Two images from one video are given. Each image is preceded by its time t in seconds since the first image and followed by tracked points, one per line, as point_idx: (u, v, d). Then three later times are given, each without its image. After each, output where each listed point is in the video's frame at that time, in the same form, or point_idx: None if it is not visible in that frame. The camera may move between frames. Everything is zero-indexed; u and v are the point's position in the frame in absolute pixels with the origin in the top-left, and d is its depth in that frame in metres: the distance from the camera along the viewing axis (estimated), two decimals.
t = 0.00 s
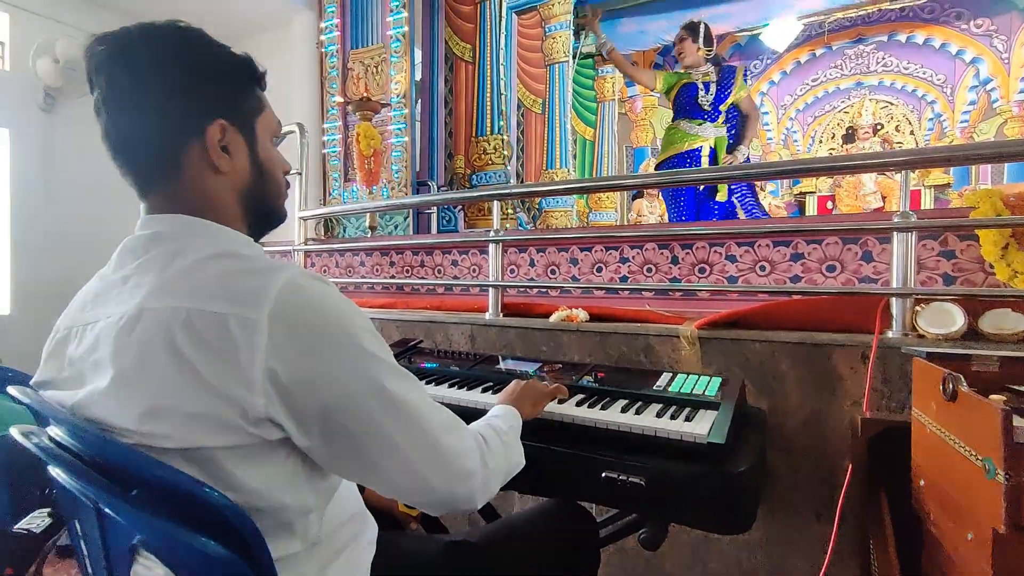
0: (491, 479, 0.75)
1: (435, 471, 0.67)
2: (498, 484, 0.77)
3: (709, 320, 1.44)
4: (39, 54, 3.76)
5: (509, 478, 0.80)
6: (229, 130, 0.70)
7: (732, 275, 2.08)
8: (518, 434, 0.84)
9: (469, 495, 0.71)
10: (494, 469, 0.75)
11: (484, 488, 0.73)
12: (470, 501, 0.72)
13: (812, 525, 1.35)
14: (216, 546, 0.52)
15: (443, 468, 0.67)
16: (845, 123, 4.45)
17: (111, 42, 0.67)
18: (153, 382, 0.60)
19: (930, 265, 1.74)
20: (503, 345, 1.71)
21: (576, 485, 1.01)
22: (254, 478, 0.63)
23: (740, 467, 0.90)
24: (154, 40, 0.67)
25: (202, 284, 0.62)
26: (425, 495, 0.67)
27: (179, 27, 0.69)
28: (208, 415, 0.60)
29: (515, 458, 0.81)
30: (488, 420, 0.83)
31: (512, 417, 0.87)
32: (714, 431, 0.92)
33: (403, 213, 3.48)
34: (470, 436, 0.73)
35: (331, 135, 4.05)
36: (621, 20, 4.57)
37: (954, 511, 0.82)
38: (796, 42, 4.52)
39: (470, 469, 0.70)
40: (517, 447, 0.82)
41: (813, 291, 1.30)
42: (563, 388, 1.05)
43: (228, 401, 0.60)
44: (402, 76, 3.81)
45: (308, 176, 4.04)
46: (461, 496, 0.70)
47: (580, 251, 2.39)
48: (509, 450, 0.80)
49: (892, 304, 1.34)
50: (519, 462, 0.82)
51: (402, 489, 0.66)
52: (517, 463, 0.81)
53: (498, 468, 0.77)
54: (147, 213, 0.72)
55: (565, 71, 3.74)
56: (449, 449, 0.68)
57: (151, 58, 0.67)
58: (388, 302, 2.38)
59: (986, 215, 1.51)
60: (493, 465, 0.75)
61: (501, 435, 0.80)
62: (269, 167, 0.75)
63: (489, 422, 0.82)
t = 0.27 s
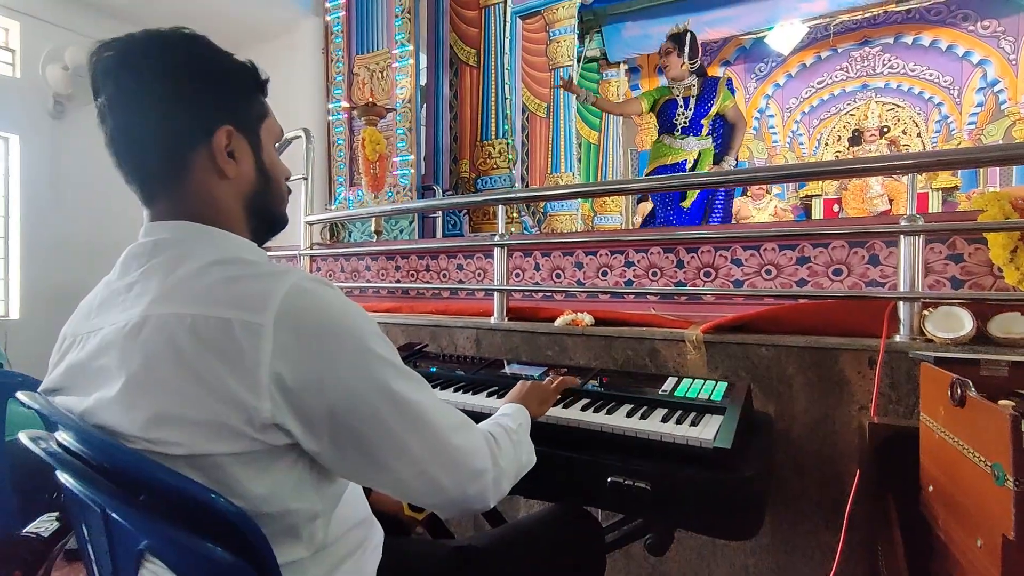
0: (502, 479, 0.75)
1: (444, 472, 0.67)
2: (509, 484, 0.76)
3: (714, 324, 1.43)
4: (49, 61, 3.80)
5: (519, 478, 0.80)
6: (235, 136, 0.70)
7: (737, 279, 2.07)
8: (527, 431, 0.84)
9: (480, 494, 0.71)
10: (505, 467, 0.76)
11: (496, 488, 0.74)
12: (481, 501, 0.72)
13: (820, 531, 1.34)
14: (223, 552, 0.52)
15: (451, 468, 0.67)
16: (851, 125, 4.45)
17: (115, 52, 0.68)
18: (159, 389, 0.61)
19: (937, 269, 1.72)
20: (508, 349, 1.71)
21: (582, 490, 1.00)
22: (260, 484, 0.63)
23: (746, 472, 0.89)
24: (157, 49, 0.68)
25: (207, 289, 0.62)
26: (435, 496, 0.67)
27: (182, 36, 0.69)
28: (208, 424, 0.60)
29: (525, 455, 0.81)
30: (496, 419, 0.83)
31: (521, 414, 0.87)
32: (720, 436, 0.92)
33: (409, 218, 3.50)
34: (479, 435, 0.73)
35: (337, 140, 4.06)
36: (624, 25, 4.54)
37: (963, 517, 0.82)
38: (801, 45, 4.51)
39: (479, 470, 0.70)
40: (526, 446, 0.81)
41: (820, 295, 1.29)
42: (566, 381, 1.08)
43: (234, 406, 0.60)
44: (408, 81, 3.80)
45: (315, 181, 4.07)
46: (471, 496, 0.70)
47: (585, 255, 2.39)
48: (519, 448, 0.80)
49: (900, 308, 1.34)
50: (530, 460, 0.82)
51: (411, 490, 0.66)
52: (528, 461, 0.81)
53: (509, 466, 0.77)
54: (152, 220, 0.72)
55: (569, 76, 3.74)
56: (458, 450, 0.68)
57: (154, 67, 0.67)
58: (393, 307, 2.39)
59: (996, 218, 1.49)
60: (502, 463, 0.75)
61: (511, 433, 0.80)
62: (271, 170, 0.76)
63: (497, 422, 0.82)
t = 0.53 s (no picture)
0: (498, 470, 0.75)
1: (449, 469, 0.67)
2: (506, 474, 0.77)
3: (718, 328, 1.43)
4: (57, 67, 3.83)
5: (516, 469, 0.80)
6: (241, 146, 0.70)
7: (742, 282, 2.06)
8: (528, 426, 0.84)
9: (478, 480, 0.71)
10: (503, 460, 0.76)
11: (491, 477, 0.74)
12: (480, 491, 0.72)
13: (826, 536, 1.33)
14: (227, 554, 0.52)
15: (456, 467, 0.68)
16: (855, 127, 4.43)
17: (130, 56, 0.68)
18: (170, 391, 0.61)
19: (943, 271, 1.71)
20: (512, 353, 1.71)
21: (585, 494, 1.00)
22: (265, 485, 0.63)
23: (751, 476, 0.89)
24: (170, 53, 0.68)
25: (218, 292, 0.63)
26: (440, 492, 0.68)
27: (196, 41, 0.70)
28: (226, 421, 0.60)
29: (525, 448, 0.81)
30: (498, 412, 0.83)
31: (524, 408, 0.87)
32: (724, 440, 0.91)
33: (413, 221, 3.50)
34: (480, 431, 0.73)
35: (342, 144, 4.08)
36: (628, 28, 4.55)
37: (971, 522, 0.81)
38: (805, 46, 4.53)
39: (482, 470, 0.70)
40: (526, 438, 0.82)
41: (825, 298, 1.29)
42: (581, 387, 1.09)
43: (244, 409, 0.60)
44: (413, 85, 3.79)
45: (319, 184, 4.08)
46: (473, 488, 0.71)
47: (589, 258, 2.39)
48: (519, 441, 0.80)
49: (905, 311, 1.33)
50: (527, 453, 0.83)
51: (416, 484, 0.67)
52: (524, 454, 0.81)
53: (506, 459, 0.77)
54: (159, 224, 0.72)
55: (572, 79, 3.85)
56: (462, 448, 0.68)
57: (167, 72, 0.68)
58: (397, 310, 2.39)
59: (1002, 220, 1.47)
60: (500, 457, 0.75)
61: (511, 427, 0.80)
62: (280, 181, 0.76)
63: (498, 414, 0.82)
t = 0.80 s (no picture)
0: (502, 474, 0.75)
1: (454, 471, 0.67)
2: (508, 478, 0.77)
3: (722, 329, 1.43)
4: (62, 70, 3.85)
5: (519, 475, 0.80)
6: (248, 151, 0.71)
7: (744, 284, 2.06)
8: (532, 432, 0.84)
9: (480, 485, 0.71)
10: (505, 463, 0.76)
11: (495, 482, 0.73)
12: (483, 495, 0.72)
13: (832, 538, 1.32)
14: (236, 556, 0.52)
15: (461, 468, 0.68)
16: (858, 129, 4.43)
17: (142, 62, 0.69)
18: (182, 391, 0.61)
19: (947, 272, 1.71)
20: (515, 355, 1.71)
21: (589, 497, 1.00)
22: (272, 485, 0.63)
23: (754, 479, 0.89)
24: (182, 59, 0.69)
25: (229, 293, 0.63)
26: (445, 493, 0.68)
27: (206, 47, 0.70)
28: (239, 421, 0.60)
29: (527, 455, 0.81)
30: (503, 417, 0.83)
31: (528, 414, 0.87)
32: (727, 442, 0.91)
33: (415, 224, 3.51)
34: (484, 434, 0.73)
35: (344, 146, 4.09)
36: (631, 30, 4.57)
37: (976, 524, 0.80)
38: (807, 49, 4.52)
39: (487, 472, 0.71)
40: (529, 446, 0.82)
41: (829, 299, 1.29)
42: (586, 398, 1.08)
43: (255, 409, 0.60)
44: (414, 88, 3.83)
45: (322, 187, 4.09)
46: (476, 493, 0.71)
47: (591, 260, 2.39)
48: (522, 447, 0.80)
49: (909, 313, 1.33)
50: (530, 459, 0.83)
51: (421, 486, 0.67)
52: (527, 460, 0.81)
53: (509, 462, 0.77)
54: (168, 226, 0.73)
55: (575, 81, 3.80)
56: (467, 449, 0.68)
57: (178, 77, 0.68)
58: (400, 312, 2.39)
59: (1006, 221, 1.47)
60: (504, 460, 0.75)
61: (515, 432, 0.80)
62: (287, 185, 0.76)
63: (502, 420, 0.82)
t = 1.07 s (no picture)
0: (503, 489, 0.74)
1: (448, 480, 0.66)
2: (511, 494, 0.76)
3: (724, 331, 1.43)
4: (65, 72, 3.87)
5: (521, 489, 0.79)
6: (239, 147, 0.70)
7: (746, 285, 2.06)
8: (534, 443, 0.84)
9: (479, 503, 0.70)
10: (506, 477, 0.75)
11: (496, 497, 0.73)
12: (482, 512, 0.71)
13: (834, 541, 1.32)
14: (232, 559, 0.52)
15: (455, 477, 0.67)
16: (860, 130, 4.42)
17: (133, 65, 0.69)
18: (169, 394, 0.61)
19: (951, 274, 1.70)
20: (516, 356, 1.71)
21: (591, 498, 1.00)
22: (267, 489, 0.63)
23: (757, 480, 0.88)
24: (172, 60, 0.69)
25: (219, 296, 0.63)
26: (438, 503, 0.67)
27: (196, 47, 0.71)
28: (223, 427, 0.60)
29: (531, 467, 0.81)
30: (504, 429, 0.83)
31: (530, 425, 0.86)
32: (730, 443, 0.91)
33: (417, 225, 3.50)
34: (483, 445, 0.73)
35: (346, 147, 4.09)
36: (632, 32, 4.59)
37: (979, 527, 0.80)
38: (809, 50, 4.54)
39: (483, 480, 0.70)
40: (531, 457, 0.81)
41: (831, 301, 1.28)
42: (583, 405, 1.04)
43: (241, 414, 0.60)
44: (418, 89, 3.76)
45: (324, 188, 4.10)
46: (474, 507, 0.70)
47: (593, 261, 2.38)
48: (524, 458, 0.80)
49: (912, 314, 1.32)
50: (534, 472, 0.82)
51: (414, 497, 0.66)
52: (530, 472, 0.81)
53: (510, 476, 0.76)
54: (164, 228, 0.73)
55: (577, 83, 3.89)
56: (462, 459, 0.68)
57: (168, 77, 0.68)
58: (402, 314, 2.39)
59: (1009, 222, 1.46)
60: (504, 472, 0.75)
61: (515, 443, 0.80)
62: (282, 182, 0.75)
63: (503, 433, 0.81)
